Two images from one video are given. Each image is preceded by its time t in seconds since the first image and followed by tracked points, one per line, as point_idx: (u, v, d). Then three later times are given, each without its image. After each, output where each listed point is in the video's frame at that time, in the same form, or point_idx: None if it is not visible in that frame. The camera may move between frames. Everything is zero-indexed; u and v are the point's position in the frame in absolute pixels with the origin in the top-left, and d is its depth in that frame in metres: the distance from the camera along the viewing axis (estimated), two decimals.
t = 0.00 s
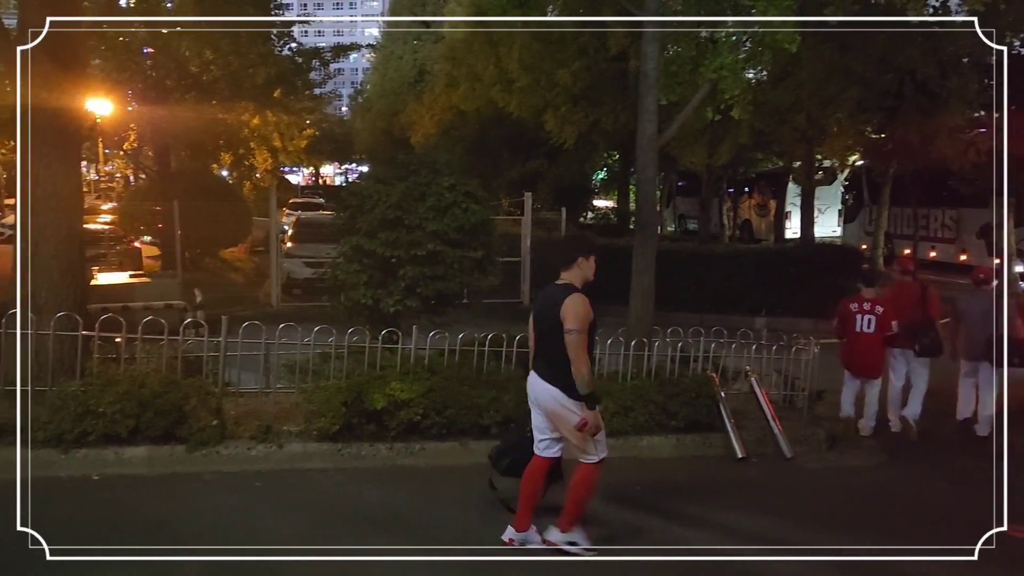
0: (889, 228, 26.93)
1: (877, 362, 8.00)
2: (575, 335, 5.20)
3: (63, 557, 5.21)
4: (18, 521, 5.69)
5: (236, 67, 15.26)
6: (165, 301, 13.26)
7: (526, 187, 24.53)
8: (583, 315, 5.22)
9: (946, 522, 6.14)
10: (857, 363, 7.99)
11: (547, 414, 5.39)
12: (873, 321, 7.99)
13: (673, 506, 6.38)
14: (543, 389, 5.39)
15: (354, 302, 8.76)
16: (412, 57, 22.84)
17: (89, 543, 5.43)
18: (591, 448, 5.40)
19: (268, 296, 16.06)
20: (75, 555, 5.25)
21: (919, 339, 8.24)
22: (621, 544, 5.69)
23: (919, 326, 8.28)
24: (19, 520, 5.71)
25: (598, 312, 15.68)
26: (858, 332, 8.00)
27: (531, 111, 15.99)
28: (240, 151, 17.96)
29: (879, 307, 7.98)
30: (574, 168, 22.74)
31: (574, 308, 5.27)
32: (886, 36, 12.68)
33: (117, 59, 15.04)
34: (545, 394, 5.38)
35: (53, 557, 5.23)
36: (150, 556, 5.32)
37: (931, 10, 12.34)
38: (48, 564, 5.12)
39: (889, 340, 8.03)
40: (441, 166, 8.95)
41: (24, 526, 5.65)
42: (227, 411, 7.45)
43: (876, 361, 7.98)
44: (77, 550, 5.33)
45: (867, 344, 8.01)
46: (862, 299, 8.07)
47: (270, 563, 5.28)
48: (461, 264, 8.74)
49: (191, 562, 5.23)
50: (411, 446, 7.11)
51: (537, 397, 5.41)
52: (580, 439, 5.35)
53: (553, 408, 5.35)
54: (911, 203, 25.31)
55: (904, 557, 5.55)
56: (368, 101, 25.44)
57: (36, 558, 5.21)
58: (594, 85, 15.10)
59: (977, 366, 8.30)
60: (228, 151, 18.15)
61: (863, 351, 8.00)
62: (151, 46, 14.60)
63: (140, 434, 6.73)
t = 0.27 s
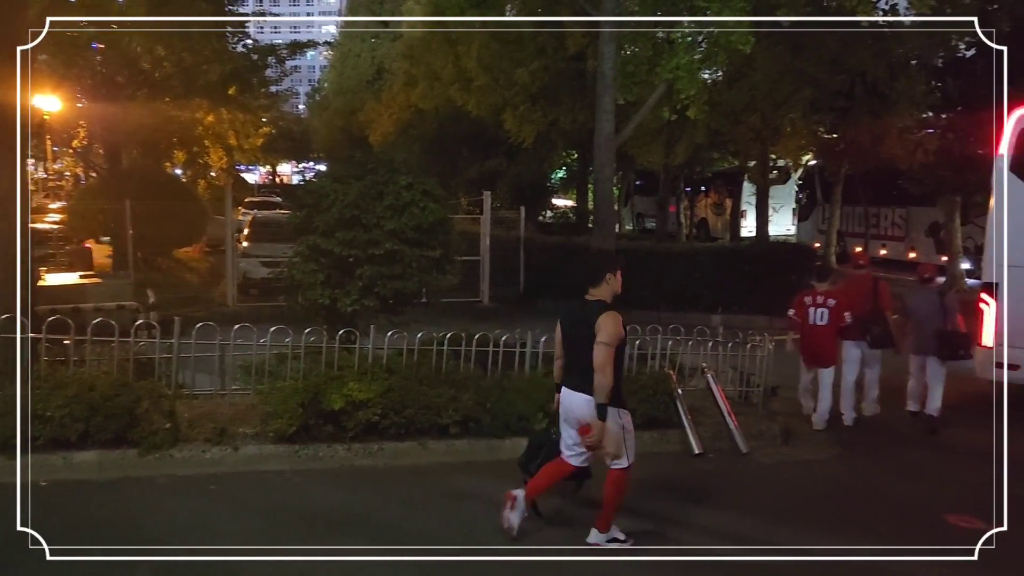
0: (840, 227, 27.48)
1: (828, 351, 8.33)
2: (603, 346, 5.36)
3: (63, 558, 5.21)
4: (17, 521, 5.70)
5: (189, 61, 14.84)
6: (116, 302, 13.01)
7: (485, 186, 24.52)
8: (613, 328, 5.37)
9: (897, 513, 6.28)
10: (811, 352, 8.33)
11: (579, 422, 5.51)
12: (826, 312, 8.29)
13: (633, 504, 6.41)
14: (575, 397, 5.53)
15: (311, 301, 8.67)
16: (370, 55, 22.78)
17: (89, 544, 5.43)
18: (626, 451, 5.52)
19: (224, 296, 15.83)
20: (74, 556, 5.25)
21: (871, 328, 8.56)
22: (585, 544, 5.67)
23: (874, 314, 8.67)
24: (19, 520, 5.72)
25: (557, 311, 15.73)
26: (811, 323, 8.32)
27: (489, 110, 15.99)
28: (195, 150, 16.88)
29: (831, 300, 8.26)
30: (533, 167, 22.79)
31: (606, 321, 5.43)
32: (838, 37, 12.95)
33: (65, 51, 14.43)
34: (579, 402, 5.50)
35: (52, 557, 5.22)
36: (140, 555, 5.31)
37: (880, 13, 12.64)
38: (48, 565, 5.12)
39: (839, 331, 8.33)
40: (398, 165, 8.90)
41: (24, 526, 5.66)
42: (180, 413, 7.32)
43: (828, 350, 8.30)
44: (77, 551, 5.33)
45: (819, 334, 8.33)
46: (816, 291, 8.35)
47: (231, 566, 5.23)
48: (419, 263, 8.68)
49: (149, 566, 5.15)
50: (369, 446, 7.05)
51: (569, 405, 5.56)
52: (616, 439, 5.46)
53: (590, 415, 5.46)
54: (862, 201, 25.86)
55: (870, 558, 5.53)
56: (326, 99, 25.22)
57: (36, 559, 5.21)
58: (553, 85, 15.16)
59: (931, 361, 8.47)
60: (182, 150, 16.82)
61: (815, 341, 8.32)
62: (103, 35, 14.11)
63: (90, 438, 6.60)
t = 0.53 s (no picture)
0: (796, 224, 27.92)
1: (782, 338, 9.03)
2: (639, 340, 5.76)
3: (63, 558, 5.19)
4: (18, 521, 5.68)
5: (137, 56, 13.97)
6: (67, 303, 12.73)
7: (445, 184, 24.45)
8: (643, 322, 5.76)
9: (851, 504, 6.41)
10: (767, 339, 9.03)
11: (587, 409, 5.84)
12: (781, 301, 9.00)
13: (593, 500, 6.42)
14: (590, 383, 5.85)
15: (268, 301, 8.56)
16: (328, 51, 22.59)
17: (89, 544, 5.41)
18: (613, 445, 5.76)
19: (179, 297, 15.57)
20: (74, 555, 5.23)
21: (824, 321, 9.10)
22: (549, 544, 5.65)
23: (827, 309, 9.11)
24: (18, 520, 5.69)
25: (518, 309, 15.75)
26: (767, 311, 9.02)
27: (450, 108, 15.95)
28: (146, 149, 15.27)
29: (783, 289, 8.97)
30: (494, 165, 22.79)
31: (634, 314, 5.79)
32: (791, 36, 13.18)
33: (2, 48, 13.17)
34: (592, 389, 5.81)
35: (53, 557, 5.21)
36: (136, 556, 5.31)
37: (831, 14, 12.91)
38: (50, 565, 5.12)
39: (792, 318, 9.04)
40: (356, 163, 8.84)
41: (24, 526, 5.64)
42: (133, 417, 7.18)
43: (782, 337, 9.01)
44: (77, 551, 5.30)
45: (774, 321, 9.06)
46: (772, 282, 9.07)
47: (191, 570, 5.15)
48: (377, 262, 8.62)
49: (106, 571, 5.05)
50: (327, 447, 6.99)
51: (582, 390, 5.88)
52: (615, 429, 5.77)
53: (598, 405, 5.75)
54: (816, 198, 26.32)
55: (824, 557, 5.47)
56: (284, 96, 24.97)
57: (37, 560, 5.20)
58: (512, 83, 15.18)
59: (874, 346, 9.21)
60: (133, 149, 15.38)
61: (771, 328, 9.05)
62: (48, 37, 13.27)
63: (38, 444, 6.44)
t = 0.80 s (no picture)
0: (755, 220, 28.29)
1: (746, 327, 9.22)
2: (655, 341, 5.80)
3: (63, 558, 5.21)
4: (17, 522, 5.67)
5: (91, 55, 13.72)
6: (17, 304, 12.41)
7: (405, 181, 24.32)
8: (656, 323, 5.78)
9: (809, 496, 6.51)
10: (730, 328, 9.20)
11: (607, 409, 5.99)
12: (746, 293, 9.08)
13: (555, 497, 6.43)
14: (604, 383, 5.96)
15: (225, 301, 8.43)
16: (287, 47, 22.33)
17: (90, 543, 5.42)
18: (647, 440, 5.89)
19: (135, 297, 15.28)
20: (75, 556, 5.24)
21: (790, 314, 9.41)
22: (513, 542, 5.63)
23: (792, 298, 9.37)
24: (19, 520, 5.70)
25: (481, 307, 15.72)
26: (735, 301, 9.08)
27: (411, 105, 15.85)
28: (99, 146, 15.13)
29: (746, 285, 9.06)
30: (455, 162, 22.73)
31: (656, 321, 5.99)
32: (748, 35, 13.35)
33: None
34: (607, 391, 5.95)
35: (52, 557, 5.22)
36: (89, 562, 5.18)
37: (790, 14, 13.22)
38: (51, 565, 5.12)
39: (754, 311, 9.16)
40: (314, 160, 8.74)
41: (24, 526, 5.64)
42: (85, 420, 7.02)
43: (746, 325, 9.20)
44: (76, 550, 5.32)
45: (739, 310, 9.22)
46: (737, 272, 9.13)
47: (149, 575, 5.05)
48: (337, 260, 8.53)
49: None
50: (288, 447, 6.89)
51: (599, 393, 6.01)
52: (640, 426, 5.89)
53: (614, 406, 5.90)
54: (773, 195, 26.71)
55: (788, 557, 5.45)
56: (242, 92, 24.64)
57: (35, 560, 5.19)
58: (473, 81, 15.25)
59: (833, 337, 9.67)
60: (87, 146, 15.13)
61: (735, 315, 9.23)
62: None
63: None
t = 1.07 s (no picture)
0: (717, 217, 28.60)
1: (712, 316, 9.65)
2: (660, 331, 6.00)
3: (63, 558, 5.18)
4: (17, 521, 5.64)
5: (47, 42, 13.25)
6: None
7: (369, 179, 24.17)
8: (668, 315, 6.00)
9: (771, 489, 6.58)
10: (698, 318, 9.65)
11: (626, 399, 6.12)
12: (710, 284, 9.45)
13: (520, 494, 6.42)
14: (623, 372, 6.12)
15: (184, 300, 8.31)
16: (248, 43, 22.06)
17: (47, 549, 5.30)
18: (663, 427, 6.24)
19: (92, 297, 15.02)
20: (76, 556, 5.22)
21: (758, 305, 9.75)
22: (478, 540, 5.60)
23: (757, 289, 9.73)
24: (19, 520, 5.66)
25: (445, 304, 15.69)
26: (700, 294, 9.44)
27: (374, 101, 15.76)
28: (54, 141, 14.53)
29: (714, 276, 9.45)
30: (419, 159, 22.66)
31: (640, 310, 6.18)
32: (709, 34, 13.49)
33: None
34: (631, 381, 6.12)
35: (53, 557, 5.18)
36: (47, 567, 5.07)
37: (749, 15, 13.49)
38: (52, 564, 5.09)
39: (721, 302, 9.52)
40: (275, 157, 8.64)
41: (24, 526, 5.59)
42: (41, 423, 6.87)
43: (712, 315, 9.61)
44: (78, 551, 5.30)
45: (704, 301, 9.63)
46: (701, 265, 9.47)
47: None
48: (299, 258, 8.43)
49: None
50: (249, 448, 6.80)
51: (616, 384, 6.15)
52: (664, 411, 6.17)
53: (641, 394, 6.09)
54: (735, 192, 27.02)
55: (754, 557, 5.38)
56: (202, 87, 24.31)
57: (35, 559, 5.16)
58: (436, 77, 15.24)
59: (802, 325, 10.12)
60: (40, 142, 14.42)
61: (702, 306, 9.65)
62: None
63: None
